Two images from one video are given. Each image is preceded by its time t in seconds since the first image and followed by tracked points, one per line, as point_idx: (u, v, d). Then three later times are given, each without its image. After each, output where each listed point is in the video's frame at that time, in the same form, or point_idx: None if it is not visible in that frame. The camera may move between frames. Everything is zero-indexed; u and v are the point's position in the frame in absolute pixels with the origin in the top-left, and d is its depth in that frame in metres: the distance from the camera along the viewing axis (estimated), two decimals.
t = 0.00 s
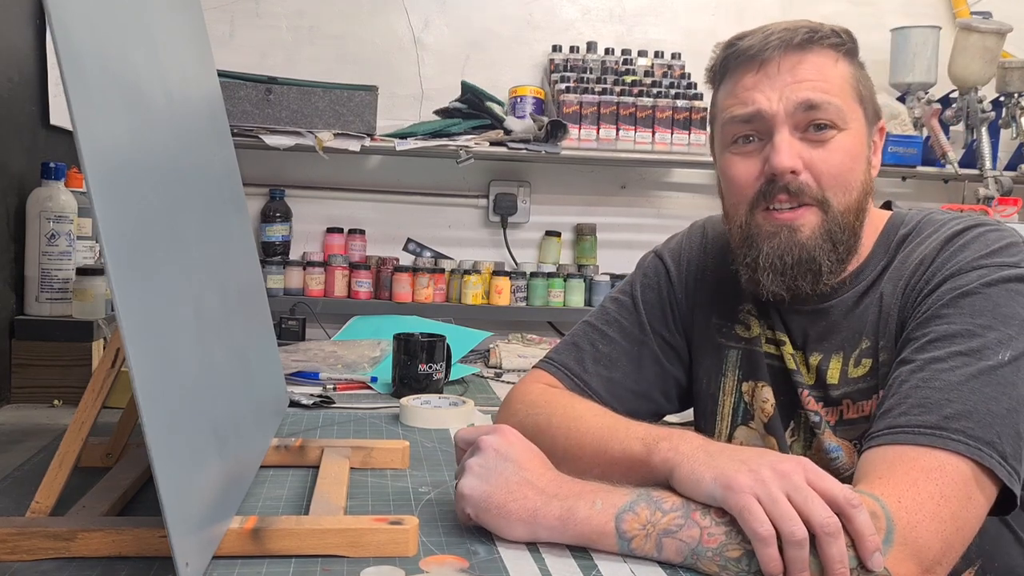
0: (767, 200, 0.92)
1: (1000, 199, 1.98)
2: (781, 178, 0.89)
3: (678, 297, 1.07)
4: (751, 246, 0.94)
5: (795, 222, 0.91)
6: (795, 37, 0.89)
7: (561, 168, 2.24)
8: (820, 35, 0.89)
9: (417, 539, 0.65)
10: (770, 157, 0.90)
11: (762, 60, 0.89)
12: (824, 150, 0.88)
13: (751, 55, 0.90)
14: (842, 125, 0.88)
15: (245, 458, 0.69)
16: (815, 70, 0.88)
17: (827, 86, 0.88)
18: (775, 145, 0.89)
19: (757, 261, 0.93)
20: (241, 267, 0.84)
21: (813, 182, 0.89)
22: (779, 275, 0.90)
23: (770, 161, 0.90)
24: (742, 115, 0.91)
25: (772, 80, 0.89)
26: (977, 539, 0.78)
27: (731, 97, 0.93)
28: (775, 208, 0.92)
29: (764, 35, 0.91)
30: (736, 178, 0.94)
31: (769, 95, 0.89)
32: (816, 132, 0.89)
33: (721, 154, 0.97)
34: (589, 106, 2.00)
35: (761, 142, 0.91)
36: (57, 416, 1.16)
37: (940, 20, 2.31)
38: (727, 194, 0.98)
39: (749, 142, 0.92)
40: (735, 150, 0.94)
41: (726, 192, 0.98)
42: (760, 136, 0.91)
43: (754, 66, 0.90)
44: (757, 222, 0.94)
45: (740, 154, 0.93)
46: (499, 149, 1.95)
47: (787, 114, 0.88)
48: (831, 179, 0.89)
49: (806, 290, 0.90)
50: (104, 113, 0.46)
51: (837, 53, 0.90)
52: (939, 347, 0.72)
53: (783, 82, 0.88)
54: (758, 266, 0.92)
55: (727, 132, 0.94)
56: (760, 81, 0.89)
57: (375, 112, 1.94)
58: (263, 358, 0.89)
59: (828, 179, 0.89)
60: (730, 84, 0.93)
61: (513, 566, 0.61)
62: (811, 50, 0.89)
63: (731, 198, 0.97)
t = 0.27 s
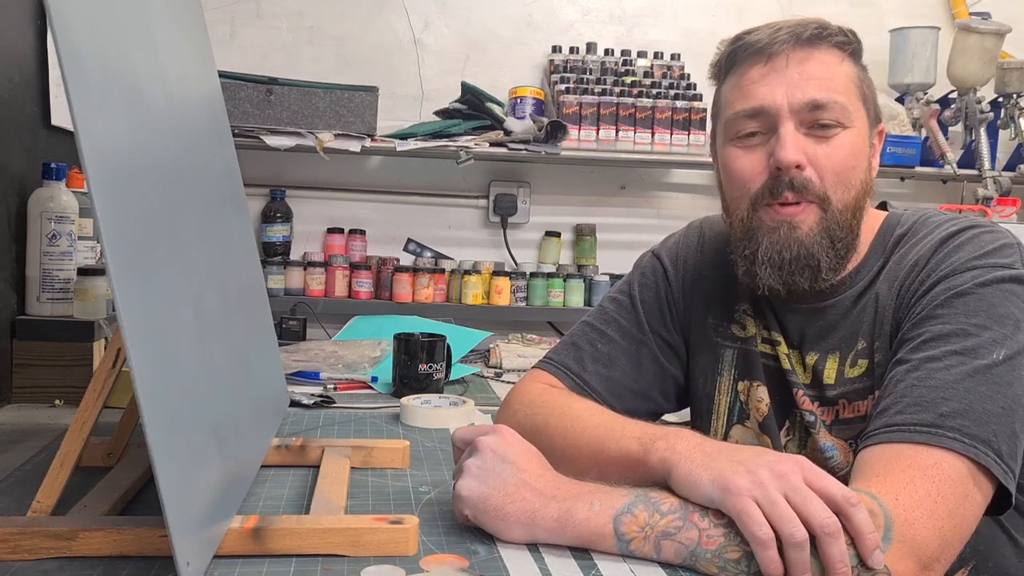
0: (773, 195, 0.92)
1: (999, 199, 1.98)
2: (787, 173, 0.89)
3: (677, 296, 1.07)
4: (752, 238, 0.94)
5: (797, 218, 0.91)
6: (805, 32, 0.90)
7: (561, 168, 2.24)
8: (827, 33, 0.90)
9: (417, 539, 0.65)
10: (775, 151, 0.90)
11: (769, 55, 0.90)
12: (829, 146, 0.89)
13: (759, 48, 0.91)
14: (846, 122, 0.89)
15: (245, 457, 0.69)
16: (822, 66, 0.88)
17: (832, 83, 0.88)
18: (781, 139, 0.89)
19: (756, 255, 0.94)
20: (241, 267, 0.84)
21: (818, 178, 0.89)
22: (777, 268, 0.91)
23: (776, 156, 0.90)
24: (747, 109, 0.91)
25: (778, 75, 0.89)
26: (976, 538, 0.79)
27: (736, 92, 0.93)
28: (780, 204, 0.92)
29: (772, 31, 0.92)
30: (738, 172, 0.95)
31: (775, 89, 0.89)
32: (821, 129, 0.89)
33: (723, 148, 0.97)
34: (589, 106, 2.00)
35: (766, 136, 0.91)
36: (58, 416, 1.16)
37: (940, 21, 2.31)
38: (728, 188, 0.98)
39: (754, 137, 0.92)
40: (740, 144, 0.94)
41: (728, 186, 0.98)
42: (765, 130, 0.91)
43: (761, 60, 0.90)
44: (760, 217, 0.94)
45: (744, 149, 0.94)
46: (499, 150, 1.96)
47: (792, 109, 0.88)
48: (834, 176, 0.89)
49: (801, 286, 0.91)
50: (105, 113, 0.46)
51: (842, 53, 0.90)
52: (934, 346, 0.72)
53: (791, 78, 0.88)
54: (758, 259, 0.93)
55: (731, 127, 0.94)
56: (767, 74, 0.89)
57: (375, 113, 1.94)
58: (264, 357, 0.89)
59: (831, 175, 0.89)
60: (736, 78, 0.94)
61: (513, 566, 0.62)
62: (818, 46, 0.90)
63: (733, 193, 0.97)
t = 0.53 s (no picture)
0: (763, 198, 0.93)
1: (999, 199, 1.98)
2: (778, 176, 0.90)
3: (675, 297, 1.07)
4: (745, 242, 0.94)
5: (789, 217, 0.91)
6: (795, 36, 0.90)
7: (561, 168, 2.24)
8: (817, 37, 0.90)
9: (417, 539, 0.65)
10: (767, 155, 0.90)
11: (760, 60, 0.90)
12: (820, 150, 0.89)
13: (750, 53, 0.91)
14: (838, 126, 0.89)
15: (245, 457, 0.69)
16: (813, 70, 0.89)
17: (823, 87, 0.88)
18: (773, 144, 0.90)
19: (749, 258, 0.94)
20: (241, 267, 0.84)
21: (809, 181, 0.89)
22: (773, 267, 0.90)
23: (767, 161, 0.90)
24: (739, 113, 0.91)
25: (769, 80, 0.89)
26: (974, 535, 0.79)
27: (728, 96, 0.93)
28: (772, 206, 0.92)
29: (763, 35, 0.92)
30: (732, 175, 0.95)
31: (767, 93, 0.89)
32: (812, 132, 0.89)
33: (716, 153, 0.97)
34: (589, 106, 2.00)
35: (758, 140, 0.92)
36: (58, 416, 1.16)
37: (939, 21, 2.31)
38: (722, 191, 0.98)
39: (746, 140, 0.93)
40: (732, 148, 0.94)
41: (722, 189, 0.98)
42: (757, 134, 0.91)
43: (752, 65, 0.90)
44: (753, 219, 0.94)
45: (736, 152, 0.94)
46: (499, 150, 1.96)
47: (782, 114, 0.89)
48: (826, 178, 0.89)
49: (796, 285, 0.91)
50: (104, 113, 0.46)
51: (834, 56, 0.90)
52: (931, 346, 0.72)
53: (781, 82, 0.89)
54: (751, 262, 0.93)
55: (725, 131, 0.94)
56: (759, 79, 0.90)
57: (375, 113, 1.94)
58: (264, 358, 0.89)
59: (824, 178, 0.89)
60: (728, 82, 0.94)
61: (513, 566, 0.62)
62: (809, 50, 0.89)
63: (727, 195, 0.97)
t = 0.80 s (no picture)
0: (762, 201, 0.93)
1: (999, 199, 1.98)
2: (777, 179, 0.90)
3: (675, 297, 1.07)
4: (744, 244, 0.94)
5: (789, 226, 0.92)
6: (795, 39, 0.90)
7: (561, 168, 2.24)
8: (817, 39, 0.90)
9: (417, 539, 0.65)
10: (766, 158, 0.90)
11: (760, 62, 0.90)
12: (820, 152, 0.89)
13: (749, 55, 0.91)
14: (837, 128, 0.89)
15: (245, 457, 0.69)
16: (812, 73, 0.89)
17: (822, 90, 0.88)
18: (772, 147, 0.90)
19: (748, 260, 0.94)
20: (241, 267, 0.84)
21: (808, 184, 0.90)
22: (769, 279, 0.91)
23: (766, 163, 0.90)
24: (738, 115, 0.91)
25: (769, 83, 0.89)
26: (973, 536, 0.79)
27: (728, 98, 0.93)
28: (771, 209, 0.93)
29: (763, 36, 0.91)
30: (731, 177, 0.95)
31: (767, 96, 0.89)
32: (812, 135, 0.89)
33: (715, 154, 0.97)
34: (589, 106, 2.00)
35: (757, 142, 0.92)
36: (58, 416, 1.16)
37: (940, 21, 2.31)
38: (721, 193, 0.98)
39: (745, 142, 0.93)
40: (731, 151, 0.94)
41: (721, 192, 0.98)
42: (757, 137, 0.91)
43: (751, 67, 0.90)
44: (753, 221, 0.94)
45: (736, 154, 0.94)
46: (499, 150, 1.96)
47: (782, 117, 0.89)
48: (825, 181, 0.89)
49: (795, 296, 0.91)
50: (104, 113, 0.46)
51: (834, 58, 0.90)
52: (930, 346, 0.72)
53: (781, 85, 0.88)
54: (750, 264, 0.93)
55: (724, 133, 0.94)
56: (759, 81, 0.90)
57: (375, 113, 1.94)
58: (264, 357, 0.89)
59: (823, 181, 0.89)
60: (728, 84, 0.94)
61: (513, 566, 0.62)
62: (808, 53, 0.89)
63: (726, 196, 0.97)
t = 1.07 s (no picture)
0: (762, 203, 0.93)
1: (999, 199, 1.98)
2: (777, 182, 0.90)
3: (676, 298, 1.07)
4: (744, 246, 0.94)
5: (788, 227, 0.92)
6: (795, 41, 0.89)
7: (561, 168, 2.24)
8: (817, 41, 0.90)
9: (417, 539, 0.65)
10: (766, 160, 0.90)
11: (760, 64, 0.90)
12: (820, 155, 0.89)
13: (749, 57, 0.91)
14: (837, 130, 0.89)
15: (245, 457, 0.69)
16: (812, 74, 0.89)
17: (822, 92, 0.88)
18: (772, 149, 0.90)
19: (748, 261, 0.94)
20: (241, 267, 0.84)
21: (809, 186, 0.90)
22: (773, 278, 0.91)
23: (766, 165, 0.90)
24: (738, 116, 0.91)
25: (769, 85, 0.89)
26: (973, 536, 0.79)
27: (728, 100, 0.93)
28: (771, 211, 0.93)
29: (763, 37, 0.91)
30: (731, 178, 0.95)
31: (767, 98, 0.89)
32: (812, 137, 0.89)
33: (715, 156, 0.97)
34: (589, 106, 2.00)
35: (757, 144, 0.92)
36: (58, 416, 1.16)
37: (940, 21, 2.31)
38: (721, 194, 0.98)
39: (745, 144, 0.93)
40: (731, 152, 0.94)
41: (721, 193, 0.98)
42: (757, 139, 0.91)
43: (751, 69, 0.90)
44: (752, 222, 0.94)
45: (736, 156, 0.94)
46: (499, 150, 1.96)
47: (781, 119, 0.89)
48: (825, 183, 0.89)
49: (795, 295, 0.91)
50: (104, 114, 0.46)
51: (834, 59, 0.90)
52: (931, 346, 0.72)
53: (781, 87, 0.88)
54: (751, 270, 0.94)
55: (724, 135, 0.94)
56: (759, 83, 0.89)
57: (375, 113, 1.94)
58: (264, 357, 0.89)
59: (823, 183, 0.89)
60: (728, 85, 0.93)
61: (513, 566, 0.62)
62: (808, 54, 0.89)
63: (725, 197, 0.97)
